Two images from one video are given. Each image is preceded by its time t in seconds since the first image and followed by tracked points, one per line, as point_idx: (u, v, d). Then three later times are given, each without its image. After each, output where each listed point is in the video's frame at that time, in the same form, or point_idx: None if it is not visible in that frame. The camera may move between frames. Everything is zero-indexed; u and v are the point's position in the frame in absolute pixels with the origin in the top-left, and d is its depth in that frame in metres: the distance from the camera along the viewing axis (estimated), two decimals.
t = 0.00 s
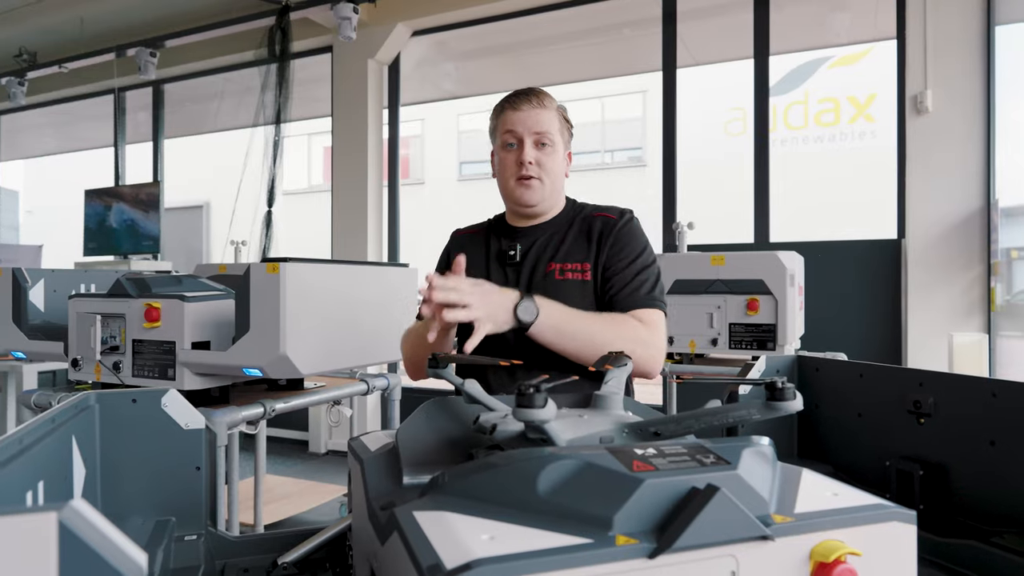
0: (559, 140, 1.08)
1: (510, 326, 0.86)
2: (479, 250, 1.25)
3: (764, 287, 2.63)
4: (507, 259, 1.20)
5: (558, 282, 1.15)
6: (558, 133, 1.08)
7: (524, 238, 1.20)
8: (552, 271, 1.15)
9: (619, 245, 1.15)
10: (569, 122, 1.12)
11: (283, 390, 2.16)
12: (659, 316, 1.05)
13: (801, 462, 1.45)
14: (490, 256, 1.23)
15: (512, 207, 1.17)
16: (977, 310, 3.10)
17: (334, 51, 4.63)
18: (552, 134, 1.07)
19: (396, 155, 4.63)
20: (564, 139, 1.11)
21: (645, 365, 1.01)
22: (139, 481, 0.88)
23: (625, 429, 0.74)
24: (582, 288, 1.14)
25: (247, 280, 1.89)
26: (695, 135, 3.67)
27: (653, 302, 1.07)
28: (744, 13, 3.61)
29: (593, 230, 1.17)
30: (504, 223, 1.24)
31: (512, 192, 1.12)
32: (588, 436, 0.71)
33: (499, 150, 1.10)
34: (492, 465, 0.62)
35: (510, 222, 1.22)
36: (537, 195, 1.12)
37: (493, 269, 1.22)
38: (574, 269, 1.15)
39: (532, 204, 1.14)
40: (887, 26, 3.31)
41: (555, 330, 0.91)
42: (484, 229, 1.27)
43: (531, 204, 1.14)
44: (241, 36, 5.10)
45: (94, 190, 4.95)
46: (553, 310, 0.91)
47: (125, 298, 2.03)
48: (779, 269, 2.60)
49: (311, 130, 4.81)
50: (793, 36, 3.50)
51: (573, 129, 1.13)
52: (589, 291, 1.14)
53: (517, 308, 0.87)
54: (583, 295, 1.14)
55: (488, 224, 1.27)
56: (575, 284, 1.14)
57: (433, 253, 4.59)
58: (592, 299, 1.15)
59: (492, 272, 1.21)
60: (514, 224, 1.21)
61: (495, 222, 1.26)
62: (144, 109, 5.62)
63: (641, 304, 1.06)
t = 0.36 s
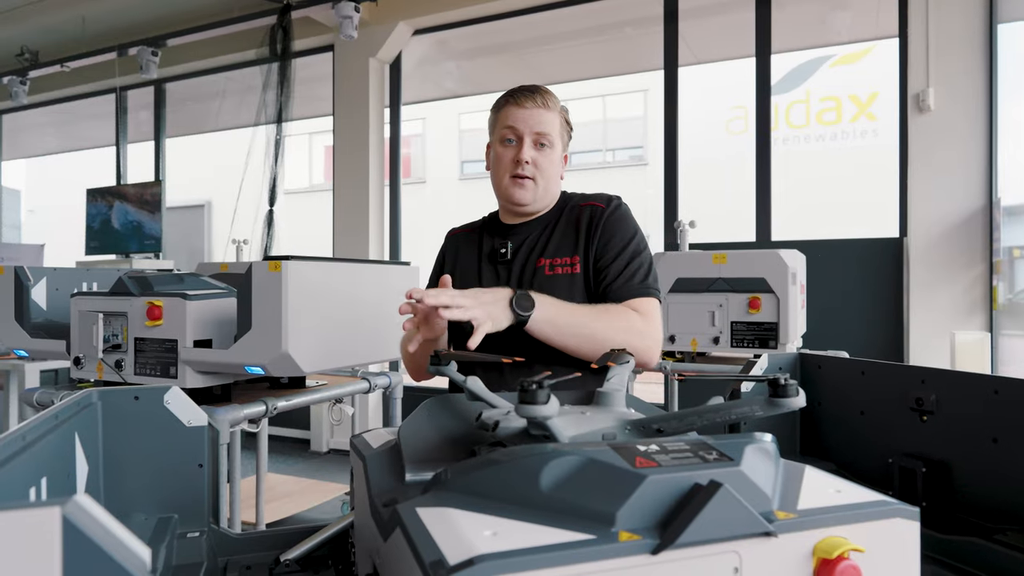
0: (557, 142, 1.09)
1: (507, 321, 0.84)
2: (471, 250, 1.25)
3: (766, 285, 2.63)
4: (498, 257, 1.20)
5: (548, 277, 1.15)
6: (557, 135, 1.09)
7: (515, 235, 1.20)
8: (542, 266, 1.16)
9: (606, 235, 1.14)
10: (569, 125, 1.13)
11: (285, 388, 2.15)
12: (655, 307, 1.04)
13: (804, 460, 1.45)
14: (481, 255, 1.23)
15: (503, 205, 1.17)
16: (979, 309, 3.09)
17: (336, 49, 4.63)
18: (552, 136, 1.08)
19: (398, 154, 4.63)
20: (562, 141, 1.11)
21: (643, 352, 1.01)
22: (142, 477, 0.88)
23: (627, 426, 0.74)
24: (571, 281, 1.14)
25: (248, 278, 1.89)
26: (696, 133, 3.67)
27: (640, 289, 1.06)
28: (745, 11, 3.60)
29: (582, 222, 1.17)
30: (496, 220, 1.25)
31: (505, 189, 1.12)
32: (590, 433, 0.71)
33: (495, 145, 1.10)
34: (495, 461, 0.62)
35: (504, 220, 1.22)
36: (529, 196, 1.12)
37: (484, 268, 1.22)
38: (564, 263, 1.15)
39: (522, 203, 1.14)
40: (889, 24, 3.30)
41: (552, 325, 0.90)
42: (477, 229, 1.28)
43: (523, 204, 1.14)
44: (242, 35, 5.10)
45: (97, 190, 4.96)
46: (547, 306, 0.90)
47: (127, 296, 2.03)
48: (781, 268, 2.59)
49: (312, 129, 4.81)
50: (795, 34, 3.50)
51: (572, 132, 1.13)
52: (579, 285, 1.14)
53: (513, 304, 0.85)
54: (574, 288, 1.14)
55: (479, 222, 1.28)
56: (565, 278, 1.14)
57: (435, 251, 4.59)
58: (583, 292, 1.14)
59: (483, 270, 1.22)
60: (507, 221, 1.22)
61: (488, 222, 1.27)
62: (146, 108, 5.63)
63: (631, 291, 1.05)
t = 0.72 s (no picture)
0: (559, 144, 1.09)
1: (475, 326, 0.82)
2: (476, 246, 1.25)
3: (768, 284, 2.63)
4: (504, 254, 1.20)
5: (552, 273, 1.14)
6: (559, 137, 1.08)
7: (523, 233, 1.21)
8: (547, 262, 1.15)
9: (612, 234, 1.14)
10: (570, 119, 1.12)
11: (287, 387, 2.15)
12: (642, 308, 1.04)
13: (806, 459, 1.44)
14: (488, 251, 1.23)
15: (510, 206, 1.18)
16: (981, 308, 3.08)
17: (337, 48, 4.63)
18: (554, 139, 1.07)
19: (398, 153, 4.63)
20: (565, 140, 1.10)
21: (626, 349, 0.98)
22: (145, 476, 0.88)
23: (631, 425, 0.74)
24: (575, 278, 1.13)
25: (250, 277, 1.89)
26: (697, 132, 3.67)
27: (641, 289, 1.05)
28: (746, 10, 3.60)
29: (589, 221, 1.17)
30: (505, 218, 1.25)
31: (512, 193, 1.13)
32: (595, 431, 0.71)
33: (499, 151, 1.10)
34: (500, 459, 0.62)
35: (512, 219, 1.23)
36: (534, 200, 1.13)
37: (489, 264, 1.22)
38: (568, 260, 1.14)
39: (528, 207, 1.15)
40: (891, 23, 3.29)
41: (519, 326, 0.86)
42: (483, 227, 1.28)
43: (530, 207, 1.15)
44: (243, 34, 5.10)
45: (97, 189, 4.97)
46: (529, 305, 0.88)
47: (129, 295, 2.03)
48: (783, 267, 2.59)
49: (312, 128, 4.80)
50: (797, 33, 3.49)
51: (574, 128, 1.13)
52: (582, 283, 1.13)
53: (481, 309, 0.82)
54: (576, 287, 1.13)
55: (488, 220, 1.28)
56: (569, 274, 1.13)
57: (435, 250, 4.58)
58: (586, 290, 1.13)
59: (487, 267, 1.21)
60: (514, 220, 1.22)
61: (496, 220, 1.27)
62: (147, 107, 5.63)
63: (628, 292, 1.05)
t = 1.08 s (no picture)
0: (570, 138, 1.09)
1: (497, 333, 0.86)
2: (483, 246, 1.25)
3: (769, 283, 2.63)
4: (511, 253, 1.19)
5: (560, 275, 1.14)
6: (570, 131, 1.09)
7: (530, 233, 1.20)
8: (555, 263, 1.15)
9: (623, 238, 1.14)
10: (582, 117, 1.13)
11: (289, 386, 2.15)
12: (658, 311, 1.04)
13: (809, 456, 1.44)
14: (495, 250, 1.23)
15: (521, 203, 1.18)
16: (981, 307, 3.08)
17: (337, 47, 4.63)
18: (565, 132, 1.08)
19: (398, 152, 4.62)
20: (576, 136, 1.11)
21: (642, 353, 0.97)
22: (150, 474, 0.88)
23: (637, 422, 0.74)
24: (583, 281, 1.13)
25: (252, 276, 1.88)
26: (697, 131, 3.67)
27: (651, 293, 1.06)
28: (747, 9, 3.60)
29: (599, 223, 1.16)
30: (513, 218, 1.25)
31: (521, 187, 1.13)
32: (600, 429, 0.71)
33: (509, 144, 1.11)
34: (507, 456, 0.62)
35: (521, 218, 1.23)
36: (545, 193, 1.13)
37: (496, 264, 1.21)
38: (577, 263, 1.14)
39: (540, 201, 1.14)
40: (892, 22, 3.29)
41: (543, 331, 0.90)
42: (491, 226, 1.28)
43: (540, 202, 1.14)
44: (243, 33, 5.09)
45: (97, 188, 4.96)
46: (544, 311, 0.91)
47: (131, 293, 2.03)
48: (784, 265, 2.59)
49: (313, 127, 4.80)
50: (798, 32, 3.49)
51: (586, 127, 1.13)
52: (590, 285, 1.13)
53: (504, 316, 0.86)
54: (584, 289, 1.13)
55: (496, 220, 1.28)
56: (577, 277, 1.13)
57: (436, 249, 4.58)
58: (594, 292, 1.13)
59: (494, 266, 1.21)
60: (523, 218, 1.23)
61: (504, 219, 1.27)
62: (148, 106, 5.62)
63: (638, 296, 1.04)
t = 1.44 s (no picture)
0: (594, 132, 1.13)
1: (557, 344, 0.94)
2: (493, 238, 1.23)
3: (768, 281, 2.64)
4: (527, 247, 1.18)
5: (581, 278, 1.16)
6: (595, 126, 1.13)
7: (543, 230, 1.20)
8: (575, 266, 1.17)
9: (644, 253, 1.19)
10: (604, 125, 1.18)
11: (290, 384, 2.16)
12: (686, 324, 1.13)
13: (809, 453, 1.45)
14: (507, 244, 1.21)
15: (536, 193, 1.18)
16: (979, 305, 3.10)
17: (336, 46, 4.63)
18: (590, 125, 1.12)
19: (398, 151, 4.64)
20: (598, 136, 1.15)
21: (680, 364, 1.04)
22: (156, 470, 0.89)
23: (639, 419, 0.75)
24: (603, 287, 1.17)
25: (254, 275, 1.89)
26: (696, 130, 3.68)
27: (679, 312, 1.16)
28: (745, 8, 3.61)
29: (618, 233, 1.20)
30: (523, 213, 1.24)
31: (543, 172, 1.13)
32: (603, 425, 0.72)
33: (534, 130, 1.12)
34: (512, 452, 0.63)
35: (532, 212, 1.22)
36: (565, 179, 1.13)
37: (508, 258, 1.20)
38: (598, 269, 1.18)
39: (559, 186, 1.14)
40: (891, 22, 3.30)
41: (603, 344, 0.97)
42: (498, 219, 1.26)
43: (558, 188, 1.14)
44: (243, 32, 5.09)
45: (96, 187, 4.96)
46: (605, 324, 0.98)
47: (133, 292, 2.03)
48: (784, 264, 2.60)
49: (312, 126, 4.80)
50: (796, 31, 3.50)
51: (605, 134, 1.18)
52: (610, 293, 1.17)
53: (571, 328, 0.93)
54: (602, 295, 1.17)
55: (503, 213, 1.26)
56: (597, 283, 1.17)
57: (435, 248, 4.59)
58: (611, 298, 1.17)
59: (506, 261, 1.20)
60: (532, 213, 1.22)
61: (511, 213, 1.26)
62: (147, 105, 5.62)
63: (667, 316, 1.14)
